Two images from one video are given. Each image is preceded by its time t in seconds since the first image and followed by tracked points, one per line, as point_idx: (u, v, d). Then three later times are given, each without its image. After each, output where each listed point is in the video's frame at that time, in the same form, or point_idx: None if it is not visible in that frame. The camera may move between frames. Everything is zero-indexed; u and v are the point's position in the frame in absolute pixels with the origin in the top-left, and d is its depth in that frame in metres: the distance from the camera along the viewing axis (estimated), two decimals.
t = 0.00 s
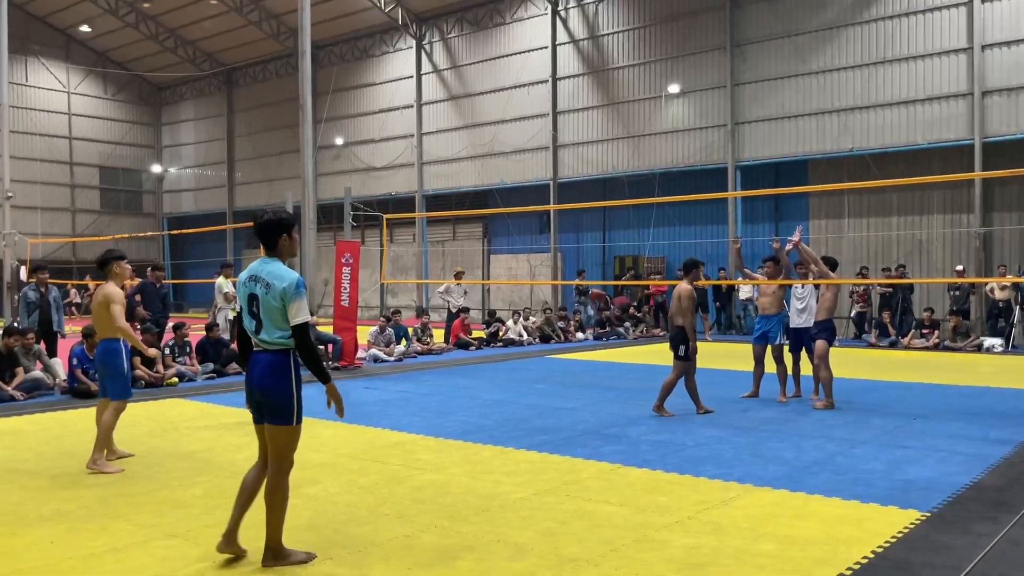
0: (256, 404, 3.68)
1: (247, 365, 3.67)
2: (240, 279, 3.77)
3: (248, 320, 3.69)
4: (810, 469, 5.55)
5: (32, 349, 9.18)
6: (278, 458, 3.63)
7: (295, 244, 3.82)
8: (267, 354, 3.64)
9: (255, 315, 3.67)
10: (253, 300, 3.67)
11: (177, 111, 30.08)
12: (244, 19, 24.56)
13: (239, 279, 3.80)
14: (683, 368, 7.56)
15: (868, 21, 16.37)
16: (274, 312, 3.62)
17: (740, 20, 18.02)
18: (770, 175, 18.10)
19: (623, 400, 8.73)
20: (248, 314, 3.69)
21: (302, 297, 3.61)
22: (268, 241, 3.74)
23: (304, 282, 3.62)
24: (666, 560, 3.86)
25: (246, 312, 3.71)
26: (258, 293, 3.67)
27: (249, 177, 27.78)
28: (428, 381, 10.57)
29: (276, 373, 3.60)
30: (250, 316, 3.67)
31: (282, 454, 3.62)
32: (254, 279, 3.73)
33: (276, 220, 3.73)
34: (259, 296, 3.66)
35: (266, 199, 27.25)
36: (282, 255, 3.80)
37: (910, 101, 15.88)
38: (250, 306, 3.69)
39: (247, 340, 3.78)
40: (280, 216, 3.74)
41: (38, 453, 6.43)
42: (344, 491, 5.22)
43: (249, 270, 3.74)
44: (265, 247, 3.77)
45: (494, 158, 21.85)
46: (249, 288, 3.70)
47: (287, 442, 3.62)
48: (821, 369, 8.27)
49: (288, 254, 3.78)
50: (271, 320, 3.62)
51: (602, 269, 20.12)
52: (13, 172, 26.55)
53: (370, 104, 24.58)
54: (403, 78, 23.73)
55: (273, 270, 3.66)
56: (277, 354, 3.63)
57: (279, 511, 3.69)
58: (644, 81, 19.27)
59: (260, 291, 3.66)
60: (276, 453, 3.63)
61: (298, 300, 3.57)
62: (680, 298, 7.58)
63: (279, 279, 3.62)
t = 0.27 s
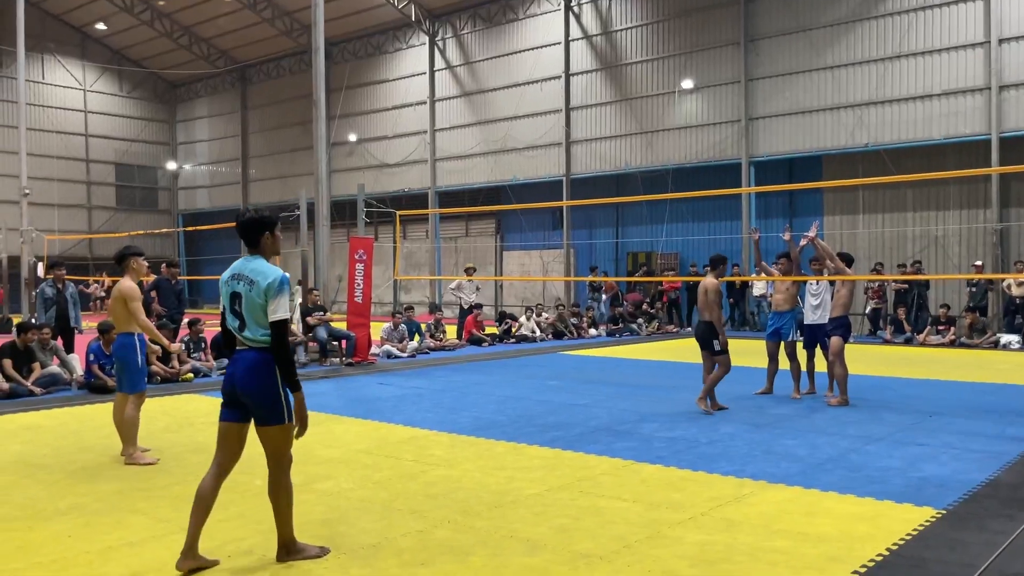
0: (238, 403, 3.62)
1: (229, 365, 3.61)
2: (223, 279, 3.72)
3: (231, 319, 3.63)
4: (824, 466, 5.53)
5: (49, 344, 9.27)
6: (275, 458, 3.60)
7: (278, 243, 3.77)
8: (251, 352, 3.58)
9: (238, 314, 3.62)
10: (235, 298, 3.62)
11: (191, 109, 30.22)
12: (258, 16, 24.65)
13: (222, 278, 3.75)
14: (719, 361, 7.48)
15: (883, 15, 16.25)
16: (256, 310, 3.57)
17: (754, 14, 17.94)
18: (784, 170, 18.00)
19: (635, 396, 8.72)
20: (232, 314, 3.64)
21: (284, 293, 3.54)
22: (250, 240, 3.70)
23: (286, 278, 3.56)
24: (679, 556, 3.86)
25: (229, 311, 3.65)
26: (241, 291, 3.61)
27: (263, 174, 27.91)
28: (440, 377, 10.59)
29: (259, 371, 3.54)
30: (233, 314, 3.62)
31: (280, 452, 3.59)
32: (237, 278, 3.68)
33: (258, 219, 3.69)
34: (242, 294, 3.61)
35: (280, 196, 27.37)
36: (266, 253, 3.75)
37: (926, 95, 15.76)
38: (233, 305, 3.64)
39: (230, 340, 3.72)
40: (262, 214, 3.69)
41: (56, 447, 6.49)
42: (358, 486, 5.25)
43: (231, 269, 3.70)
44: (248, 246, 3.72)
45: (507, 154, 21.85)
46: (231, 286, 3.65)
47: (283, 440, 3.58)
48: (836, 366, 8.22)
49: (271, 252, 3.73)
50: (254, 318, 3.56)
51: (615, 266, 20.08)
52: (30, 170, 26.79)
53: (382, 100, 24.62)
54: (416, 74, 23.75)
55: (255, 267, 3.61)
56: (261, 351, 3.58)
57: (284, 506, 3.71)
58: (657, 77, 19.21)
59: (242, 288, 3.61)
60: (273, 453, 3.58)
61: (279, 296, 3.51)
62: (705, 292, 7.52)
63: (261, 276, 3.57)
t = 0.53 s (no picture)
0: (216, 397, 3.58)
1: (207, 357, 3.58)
2: (206, 271, 3.70)
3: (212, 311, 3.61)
4: (833, 462, 5.52)
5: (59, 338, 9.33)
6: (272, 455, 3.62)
7: (263, 238, 3.76)
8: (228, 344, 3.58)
9: (217, 305, 3.62)
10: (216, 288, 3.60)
11: (200, 104, 30.29)
12: (267, 12, 24.70)
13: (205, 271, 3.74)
14: (744, 358, 7.51)
15: (894, 10, 16.16)
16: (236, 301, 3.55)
17: (764, 9, 17.86)
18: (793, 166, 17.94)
19: (644, 392, 8.71)
20: (212, 305, 3.62)
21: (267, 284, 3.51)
22: (235, 232, 3.69)
23: (269, 269, 3.53)
24: (688, 552, 3.86)
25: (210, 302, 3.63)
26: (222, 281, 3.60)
27: (272, 169, 27.97)
28: (449, 372, 10.61)
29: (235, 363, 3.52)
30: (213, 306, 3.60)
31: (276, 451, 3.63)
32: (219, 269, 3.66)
33: (244, 212, 3.69)
34: (223, 285, 3.59)
35: (289, 191, 27.44)
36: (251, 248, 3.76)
37: (936, 91, 15.68)
38: (212, 296, 3.62)
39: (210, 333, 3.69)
40: (249, 207, 3.70)
41: (67, 441, 6.54)
42: (367, 481, 5.27)
43: (216, 260, 3.68)
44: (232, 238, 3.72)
45: (515, 150, 21.83)
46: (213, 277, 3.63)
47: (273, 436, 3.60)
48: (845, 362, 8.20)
49: (256, 246, 3.72)
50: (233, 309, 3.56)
51: (624, 261, 20.05)
52: (41, 165, 26.94)
53: (391, 96, 24.63)
54: (425, 69, 23.75)
55: (237, 258, 3.60)
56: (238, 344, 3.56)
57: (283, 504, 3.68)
58: (666, 72, 19.16)
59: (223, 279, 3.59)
60: (270, 450, 3.60)
61: (257, 286, 3.46)
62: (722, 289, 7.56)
63: (242, 266, 3.55)
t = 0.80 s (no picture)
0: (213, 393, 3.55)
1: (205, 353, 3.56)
2: (205, 266, 3.68)
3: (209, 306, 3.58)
4: (836, 459, 5.51)
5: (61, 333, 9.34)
6: (256, 451, 3.50)
7: (261, 231, 3.71)
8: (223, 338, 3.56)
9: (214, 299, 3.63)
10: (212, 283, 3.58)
11: (203, 98, 30.27)
12: (270, 6, 24.69)
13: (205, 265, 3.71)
14: (751, 355, 7.45)
15: (898, 5, 16.10)
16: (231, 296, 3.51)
17: (768, 4, 17.81)
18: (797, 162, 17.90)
19: (647, 388, 8.71)
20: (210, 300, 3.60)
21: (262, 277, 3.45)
22: (232, 226, 3.65)
23: (265, 262, 3.47)
24: (690, 548, 3.86)
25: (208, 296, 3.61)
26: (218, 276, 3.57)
27: (275, 164, 27.95)
28: (451, 367, 10.61)
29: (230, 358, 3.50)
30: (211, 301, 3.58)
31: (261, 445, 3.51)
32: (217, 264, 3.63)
33: (240, 205, 3.65)
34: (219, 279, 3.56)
35: (291, 186, 27.43)
36: (249, 242, 3.71)
37: (941, 86, 15.62)
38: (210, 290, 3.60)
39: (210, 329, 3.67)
40: (244, 200, 3.65)
41: (70, 436, 6.55)
42: (369, 476, 5.27)
43: (212, 254, 3.68)
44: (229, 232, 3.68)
45: (518, 145, 21.80)
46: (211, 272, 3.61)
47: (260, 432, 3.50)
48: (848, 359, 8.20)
49: (253, 240, 3.67)
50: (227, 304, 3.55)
51: (626, 257, 20.03)
52: (44, 160, 26.95)
53: (393, 91, 24.60)
54: (427, 64, 23.71)
55: (233, 253, 3.59)
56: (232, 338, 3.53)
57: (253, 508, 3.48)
58: (670, 67, 19.11)
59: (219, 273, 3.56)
60: (252, 445, 3.49)
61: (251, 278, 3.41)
62: (734, 284, 7.57)
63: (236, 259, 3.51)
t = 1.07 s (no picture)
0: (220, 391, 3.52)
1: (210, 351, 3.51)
2: (211, 261, 3.60)
3: (215, 303, 3.53)
4: (834, 456, 5.52)
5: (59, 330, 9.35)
6: (248, 451, 3.44)
7: (270, 226, 3.61)
8: (229, 339, 3.47)
9: (220, 298, 3.52)
10: (219, 281, 3.51)
11: (202, 95, 30.24)
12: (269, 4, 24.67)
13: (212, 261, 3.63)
14: (751, 353, 7.47)
15: (897, 4, 16.10)
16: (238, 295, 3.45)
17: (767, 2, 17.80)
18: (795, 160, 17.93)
19: (645, 386, 8.72)
20: (215, 296, 3.54)
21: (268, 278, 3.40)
22: (240, 222, 3.54)
23: (269, 262, 3.42)
24: (689, 546, 3.87)
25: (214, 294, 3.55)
26: (225, 274, 3.50)
27: (274, 161, 27.93)
28: (450, 365, 10.62)
29: (236, 359, 3.42)
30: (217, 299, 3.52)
31: (253, 445, 3.45)
32: (223, 260, 3.55)
33: (250, 200, 3.51)
34: (226, 277, 3.49)
35: (290, 183, 27.42)
36: (258, 238, 3.59)
37: (940, 85, 15.63)
38: (216, 287, 3.53)
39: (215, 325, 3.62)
40: (255, 195, 3.51)
41: (69, 433, 6.55)
42: (368, 473, 5.29)
43: (219, 251, 3.58)
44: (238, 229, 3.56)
45: (517, 143, 21.80)
46: (217, 269, 3.53)
47: (256, 430, 3.45)
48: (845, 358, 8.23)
49: (262, 236, 3.57)
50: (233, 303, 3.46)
51: (625, 255, 20.04)
52: (42, 156, 26.90)
53: (392, 88, 24.59)
54: (426, 62, 23.69)
55: (240, 250, 3.48)
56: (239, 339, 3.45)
57: (245, 507, 3.44)
58: (669, 65, 19.12)
59: (226, 271, 3.49)
60: (247, 442, 3.44)
61: (258, 279, 3.36)
62: (737, 282, 7.53)
63: (244, 259, 3.43)
